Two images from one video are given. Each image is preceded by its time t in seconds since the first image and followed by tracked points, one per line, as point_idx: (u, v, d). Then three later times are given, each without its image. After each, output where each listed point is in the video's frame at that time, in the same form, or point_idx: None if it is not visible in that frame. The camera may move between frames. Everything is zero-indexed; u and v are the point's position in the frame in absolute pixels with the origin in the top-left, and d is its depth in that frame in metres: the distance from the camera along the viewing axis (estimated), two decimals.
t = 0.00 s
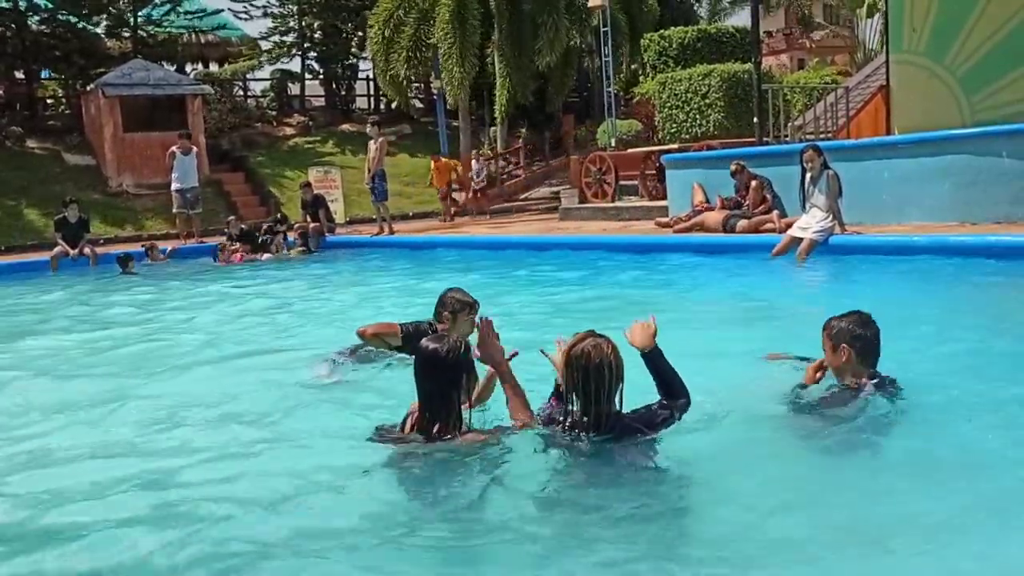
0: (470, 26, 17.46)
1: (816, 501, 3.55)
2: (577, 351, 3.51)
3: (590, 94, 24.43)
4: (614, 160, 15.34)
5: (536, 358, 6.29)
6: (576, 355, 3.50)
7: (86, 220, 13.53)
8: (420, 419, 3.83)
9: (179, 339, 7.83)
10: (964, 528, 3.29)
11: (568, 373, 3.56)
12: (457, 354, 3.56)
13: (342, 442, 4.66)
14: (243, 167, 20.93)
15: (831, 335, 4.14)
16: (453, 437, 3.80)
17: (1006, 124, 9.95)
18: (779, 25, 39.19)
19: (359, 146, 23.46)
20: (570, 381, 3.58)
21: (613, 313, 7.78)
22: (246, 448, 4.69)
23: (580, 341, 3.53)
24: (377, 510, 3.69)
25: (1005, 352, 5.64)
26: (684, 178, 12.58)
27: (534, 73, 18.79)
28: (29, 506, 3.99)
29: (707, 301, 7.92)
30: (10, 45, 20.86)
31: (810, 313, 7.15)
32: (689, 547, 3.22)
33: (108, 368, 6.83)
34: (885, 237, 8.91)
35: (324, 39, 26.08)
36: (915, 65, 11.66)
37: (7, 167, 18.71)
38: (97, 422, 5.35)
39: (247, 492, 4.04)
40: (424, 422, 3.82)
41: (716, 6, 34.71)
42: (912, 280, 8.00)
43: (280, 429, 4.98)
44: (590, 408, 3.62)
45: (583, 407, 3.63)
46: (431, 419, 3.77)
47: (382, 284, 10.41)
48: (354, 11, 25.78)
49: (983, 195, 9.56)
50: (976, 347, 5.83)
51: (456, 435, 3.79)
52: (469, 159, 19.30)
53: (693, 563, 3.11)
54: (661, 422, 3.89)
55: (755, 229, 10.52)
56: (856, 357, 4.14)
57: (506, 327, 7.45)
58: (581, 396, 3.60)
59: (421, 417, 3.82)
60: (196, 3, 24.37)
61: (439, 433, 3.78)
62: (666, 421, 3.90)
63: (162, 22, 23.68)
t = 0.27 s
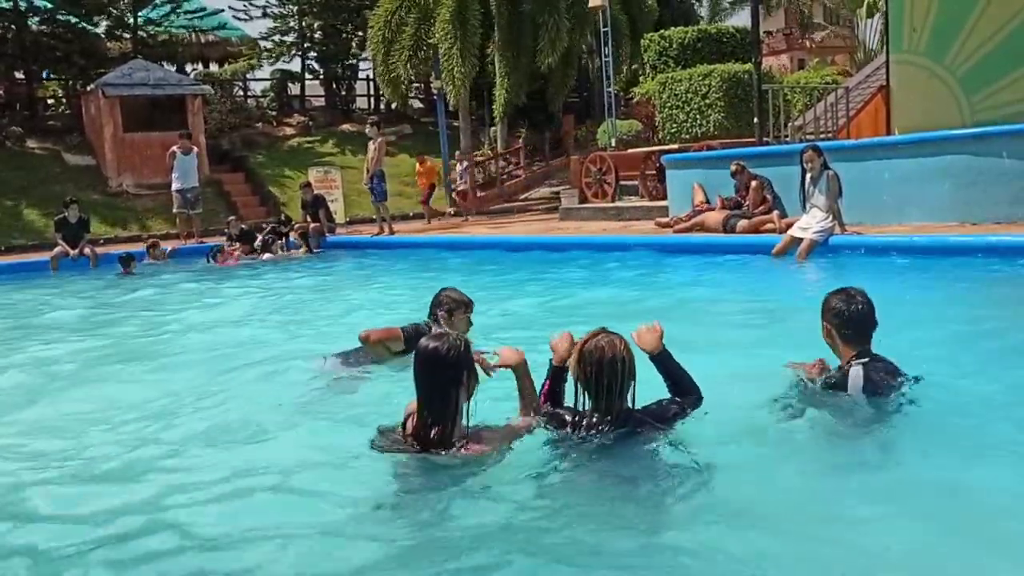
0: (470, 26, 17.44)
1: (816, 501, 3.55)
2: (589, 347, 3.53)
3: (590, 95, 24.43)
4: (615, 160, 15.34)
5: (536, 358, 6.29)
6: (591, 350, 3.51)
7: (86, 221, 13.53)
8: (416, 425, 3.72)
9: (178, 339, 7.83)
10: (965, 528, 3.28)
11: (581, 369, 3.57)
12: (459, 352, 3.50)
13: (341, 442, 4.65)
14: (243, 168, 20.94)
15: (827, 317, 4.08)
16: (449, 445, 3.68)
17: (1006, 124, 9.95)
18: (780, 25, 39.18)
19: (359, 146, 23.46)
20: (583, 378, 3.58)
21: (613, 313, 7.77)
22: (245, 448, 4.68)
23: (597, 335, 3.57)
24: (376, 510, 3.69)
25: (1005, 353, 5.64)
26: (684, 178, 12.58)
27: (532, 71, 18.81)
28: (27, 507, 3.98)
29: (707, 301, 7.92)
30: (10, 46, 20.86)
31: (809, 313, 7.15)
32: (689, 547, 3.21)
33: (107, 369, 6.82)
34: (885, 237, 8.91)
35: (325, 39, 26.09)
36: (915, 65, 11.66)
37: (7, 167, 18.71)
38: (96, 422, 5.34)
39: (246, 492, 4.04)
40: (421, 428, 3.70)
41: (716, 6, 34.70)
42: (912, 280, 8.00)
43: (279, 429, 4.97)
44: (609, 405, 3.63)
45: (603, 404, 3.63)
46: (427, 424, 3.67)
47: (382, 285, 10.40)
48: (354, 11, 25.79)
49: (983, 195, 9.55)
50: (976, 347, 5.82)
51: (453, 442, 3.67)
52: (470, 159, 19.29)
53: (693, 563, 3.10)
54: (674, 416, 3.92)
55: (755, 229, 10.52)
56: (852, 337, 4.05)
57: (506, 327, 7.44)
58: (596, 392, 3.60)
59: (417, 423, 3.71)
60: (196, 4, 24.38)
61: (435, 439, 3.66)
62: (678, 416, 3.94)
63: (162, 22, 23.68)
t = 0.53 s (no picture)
0: (471, 26, 17.46)
1: (822, 501, 3.53)
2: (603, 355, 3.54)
3: (591, 96, 24.42)
4: (615, 161, 15.34)
5: (536, 359, 6.29)
6: (606, 360, 3.51)
7: (87, 222, 13.54)
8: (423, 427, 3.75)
9: (180, 341, 7.80)
10: (965, 527, 3.28)
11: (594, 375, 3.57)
12: (464, 358, 3.51)
13: (343, 443, 4.64)
14: (243, 168, 20.94)
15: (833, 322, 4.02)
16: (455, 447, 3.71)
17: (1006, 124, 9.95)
18: (779, 26, 39.21)
19: (359, 146, 23.47)
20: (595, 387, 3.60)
21: (613, 313, 7.77)
22: (247, 450, 4.65)
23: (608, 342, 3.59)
24: (380, 511, 3.66)
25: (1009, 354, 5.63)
26: (684, 179, 12.58)
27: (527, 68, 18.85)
28: (27, 508, 3.98)
29: (710, 302, 7.90)
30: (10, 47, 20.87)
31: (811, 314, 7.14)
32: (695, 548, 3.19)
33: (109, 371, 6.80)
34: (885, 238, 8.91)
35: (325, 40, 26.11)
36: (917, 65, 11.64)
37: (7, 168, 18.71)
38: (97, 424, 5.31)
39: (248, 493, 4.02)
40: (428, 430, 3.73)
41: (716, 7, 34.71)
42: (913, 280, 8.01)
43: (279, 431, 4.95)
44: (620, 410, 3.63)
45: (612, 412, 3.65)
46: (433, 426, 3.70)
47: (383, 285, 10.40)
48: (354, 12, 25.81)
49: (984, 195, 9.56)
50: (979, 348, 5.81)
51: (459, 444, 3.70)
52: (471, 160, 19.28)
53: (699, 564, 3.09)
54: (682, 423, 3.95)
55: (754, 230, 10.54)
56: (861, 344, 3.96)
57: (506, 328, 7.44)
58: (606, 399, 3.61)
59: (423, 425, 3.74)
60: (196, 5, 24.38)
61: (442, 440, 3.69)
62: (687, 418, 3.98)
63: (163, 23, 23.67)
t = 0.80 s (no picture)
0: (471, 28, 17.46)
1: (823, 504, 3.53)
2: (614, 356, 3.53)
3: (591, 97, 24.43)
4: (615, 163, 15.35)
5: (536, 361, 6.30)
6: (626, 363, 3.47)
7: (87, 224, 13.56)
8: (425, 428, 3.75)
9: (180, 343, 7.80)
10: (965, 531, 3.28)
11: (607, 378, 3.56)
12: (469, 358, 3.52)
13: (343, 444, 4.63)
14: (244, 170, 20.95)
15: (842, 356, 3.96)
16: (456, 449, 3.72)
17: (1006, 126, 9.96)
18: (779, 28, 39.18)
19: (360, 148, 23.48)
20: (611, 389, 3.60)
21: (612, 315, 7.77)
22: (247, 450, 4.65)
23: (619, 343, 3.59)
24: (379, 513, 3.66)
25: (1009, 356, 5.63)
26: (685, 181, 12.59)
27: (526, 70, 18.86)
28: (26, 507, 3.99)
29: (710, 303, 7.91)
30: (11, 49, 20.90)
31: (811, 316, 7.14)
32: (696, 551, 3.19)
33: (109, 372, 6.79)
34: (885, 240, 8.93)
35: (325, 42, 26.13)
36: (918, 68, 11.64)
37: (8, 170, 18.74)
38: (97, 425, 5.31)
39: (248, 494, 4.01)
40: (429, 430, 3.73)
41: (716, 8, 34.71)
42: (912, 283, 8.01)
43: (279, 432, 4.95)
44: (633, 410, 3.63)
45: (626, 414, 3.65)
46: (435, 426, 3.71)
47: (383, 288, 10.41)
48: (355, 14, 25.81)
49: (983, 198, 9.56)
50: (979, 351, 5.81)
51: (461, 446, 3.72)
52: (471, 162, 19.27)
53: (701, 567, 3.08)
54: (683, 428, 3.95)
55: (755, 232, 10.53)
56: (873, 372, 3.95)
57: (506, 330, 7.45)
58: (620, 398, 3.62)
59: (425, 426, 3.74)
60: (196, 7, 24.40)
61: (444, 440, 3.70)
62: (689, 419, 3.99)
63: (163, 25, 23.70)
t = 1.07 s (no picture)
0: (471, 29, 17.44)
1: (824, 495, 3.45)
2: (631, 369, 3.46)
3: (591, 99, 24.42)
4: (615, 164, 15.31)
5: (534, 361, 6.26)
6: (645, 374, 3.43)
7: (86, 225, 13.55)
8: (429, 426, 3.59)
9: (176, 343, 7.76)
10: (968, 521, 3.21)
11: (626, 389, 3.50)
12: (467, 344, 3.40)
13: (336, 440, 4.58)
14: (244, 171, 20.95)
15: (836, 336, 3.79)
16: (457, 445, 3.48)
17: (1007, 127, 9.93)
18: (779, 29, 39.20)
19: (360, 150, 23.47)
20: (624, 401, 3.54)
21: (611, 316, 7.74)
22: (240, 447, 4.59)
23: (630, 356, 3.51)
24: (371, 507, 3.60)
25: (1010, 357, 5.58)
26: (685, 183, 12.56)
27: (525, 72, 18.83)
28: (13, 502, 3.93)
29: (709, 305, 7.88)
30: (12, 50, 20.91)
31: (810, 317, 7.10)
32: (693, 543, 3.12)
33: (104, 372, 6.75)
34: (885, 241, 8.89)
35: (325, 44, 26.15)
36: (918, 69, 11.62)
37: (8, 171, 18.72)
38: (90, 424, 5.26)
39: (239, 489, 3.95)
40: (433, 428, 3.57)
41: (716, 10, 34.71)
42: (913, 284, 7.97)
43: (272, 428, 4.89)
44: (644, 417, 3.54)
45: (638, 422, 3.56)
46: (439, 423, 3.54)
47: (382, 288, 10.37)
48: (355, 16, 25.83)
49: (984, 199, 9.52)
50: (981, 351, 5.76)
51: (461, 442, 3.48)
52: (471, 164, 19.26)
53: (698, 560, 3.01)
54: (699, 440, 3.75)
55: (755, 233, 10.49)
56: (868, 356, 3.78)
57: (505, 330, 7.42)
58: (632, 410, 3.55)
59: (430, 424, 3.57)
60: (196, 9, 24.42)
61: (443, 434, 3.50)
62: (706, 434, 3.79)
63: (163, 27, 23.72)
